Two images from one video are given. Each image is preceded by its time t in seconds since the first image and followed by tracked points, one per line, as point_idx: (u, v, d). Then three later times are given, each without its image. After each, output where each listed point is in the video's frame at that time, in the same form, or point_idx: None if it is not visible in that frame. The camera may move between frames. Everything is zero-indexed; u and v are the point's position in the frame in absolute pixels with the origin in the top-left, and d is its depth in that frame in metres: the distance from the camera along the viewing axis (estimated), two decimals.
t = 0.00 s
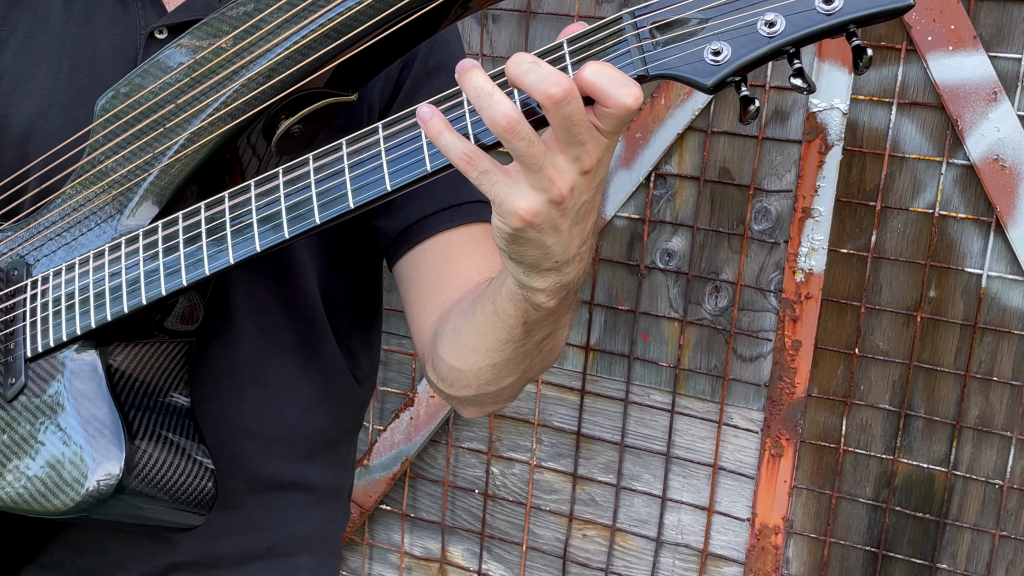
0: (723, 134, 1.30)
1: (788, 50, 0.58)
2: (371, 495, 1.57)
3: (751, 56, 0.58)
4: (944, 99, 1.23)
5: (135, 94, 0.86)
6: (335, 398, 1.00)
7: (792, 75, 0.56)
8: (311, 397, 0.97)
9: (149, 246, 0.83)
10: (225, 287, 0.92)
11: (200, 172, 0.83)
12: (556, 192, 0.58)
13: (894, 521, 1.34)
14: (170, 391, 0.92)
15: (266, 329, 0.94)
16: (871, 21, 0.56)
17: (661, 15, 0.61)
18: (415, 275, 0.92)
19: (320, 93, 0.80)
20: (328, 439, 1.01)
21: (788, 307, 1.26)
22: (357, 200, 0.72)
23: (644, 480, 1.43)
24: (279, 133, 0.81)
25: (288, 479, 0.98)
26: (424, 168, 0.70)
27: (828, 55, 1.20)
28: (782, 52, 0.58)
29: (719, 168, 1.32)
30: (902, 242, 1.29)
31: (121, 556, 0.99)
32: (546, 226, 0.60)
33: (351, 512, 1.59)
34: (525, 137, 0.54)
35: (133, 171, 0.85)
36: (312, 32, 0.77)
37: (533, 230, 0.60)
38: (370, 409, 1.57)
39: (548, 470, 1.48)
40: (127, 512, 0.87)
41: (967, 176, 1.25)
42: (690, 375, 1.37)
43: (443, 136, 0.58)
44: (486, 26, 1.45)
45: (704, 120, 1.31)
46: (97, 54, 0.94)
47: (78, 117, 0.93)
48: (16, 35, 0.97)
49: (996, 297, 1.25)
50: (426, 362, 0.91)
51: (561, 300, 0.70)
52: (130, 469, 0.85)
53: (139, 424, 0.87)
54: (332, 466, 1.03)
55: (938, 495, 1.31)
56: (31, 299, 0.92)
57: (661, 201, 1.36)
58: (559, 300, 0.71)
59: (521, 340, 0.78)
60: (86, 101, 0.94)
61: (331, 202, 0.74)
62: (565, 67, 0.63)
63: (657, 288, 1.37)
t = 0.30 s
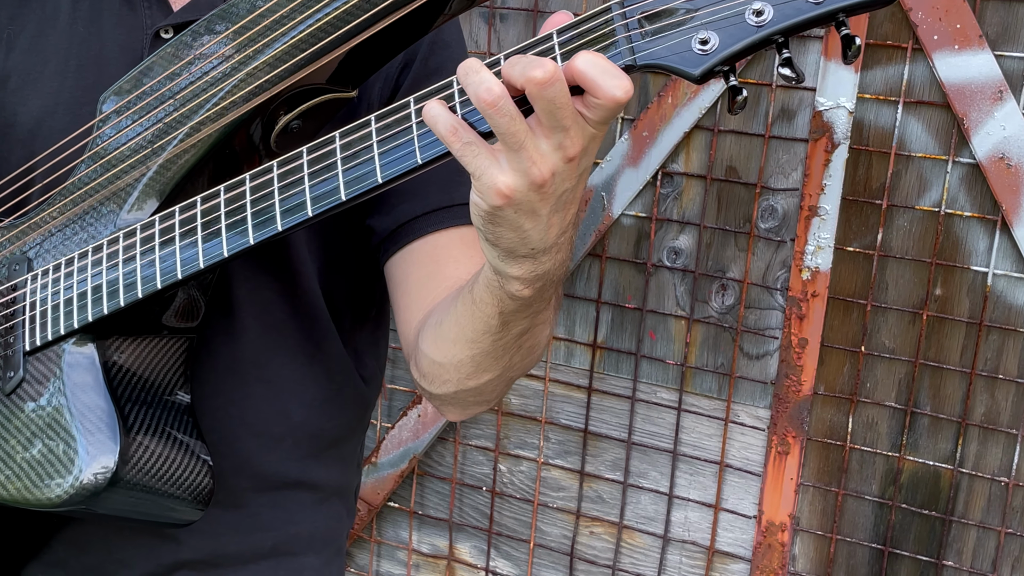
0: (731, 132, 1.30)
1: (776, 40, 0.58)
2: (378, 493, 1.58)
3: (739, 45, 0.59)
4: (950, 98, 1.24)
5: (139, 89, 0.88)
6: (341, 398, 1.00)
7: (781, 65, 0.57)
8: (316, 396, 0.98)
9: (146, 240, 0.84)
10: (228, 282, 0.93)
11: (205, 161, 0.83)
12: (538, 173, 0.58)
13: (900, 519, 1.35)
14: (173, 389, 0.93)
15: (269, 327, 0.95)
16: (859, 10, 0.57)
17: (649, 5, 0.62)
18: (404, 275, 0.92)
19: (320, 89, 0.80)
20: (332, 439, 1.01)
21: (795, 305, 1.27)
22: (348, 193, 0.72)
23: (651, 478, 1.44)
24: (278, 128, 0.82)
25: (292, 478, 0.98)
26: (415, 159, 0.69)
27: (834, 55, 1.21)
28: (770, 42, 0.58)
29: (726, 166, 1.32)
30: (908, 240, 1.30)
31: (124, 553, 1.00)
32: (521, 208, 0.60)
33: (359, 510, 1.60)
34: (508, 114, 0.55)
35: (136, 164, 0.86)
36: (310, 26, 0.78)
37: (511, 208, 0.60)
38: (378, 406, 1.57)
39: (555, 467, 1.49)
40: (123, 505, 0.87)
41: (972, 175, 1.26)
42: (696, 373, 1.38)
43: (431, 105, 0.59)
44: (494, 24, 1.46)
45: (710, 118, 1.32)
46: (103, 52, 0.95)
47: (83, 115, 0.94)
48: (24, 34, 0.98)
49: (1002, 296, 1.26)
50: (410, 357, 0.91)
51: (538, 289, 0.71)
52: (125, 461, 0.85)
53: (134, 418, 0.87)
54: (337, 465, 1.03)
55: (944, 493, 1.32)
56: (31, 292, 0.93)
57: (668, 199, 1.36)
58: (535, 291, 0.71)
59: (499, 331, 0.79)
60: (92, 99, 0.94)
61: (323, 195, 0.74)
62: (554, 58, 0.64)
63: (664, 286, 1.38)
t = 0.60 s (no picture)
0: (737, 131, 1.31)
1: (782, 35, 0.58)
2: (387, 489, 1.59)
3: (744, 40, 0.59)
4: (956, 97, 1.24)
5: (145, 86, 0.88)
6: (346, 393, 1.00)
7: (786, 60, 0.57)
8: (323, 392, 0.98)
9: (156, 237, 0.85)
10: (235, 280, 0.93)
11: (213, 159, 0.84)
12: (547, 169, 0.59)
13: (907, 516, 1.35)
14: (183, 383, 0.94)
15: (275, 323, 0.95)
16: (863, 5, 0.57)
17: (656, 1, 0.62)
18: (414, 268, 0.92)
19: (327, 85, 0.81)
20: (338, 434, 1.01)
21: (802, 303, 1.27)
22: (357, 188, 0.73)
23: (658, 475, 1.44)
24: (285, 125, 0.82)
25: (297, 473, 0.99)
26: (424, 155, 0.70)
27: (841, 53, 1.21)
28: (776, 37, 0.58)
29: (732, 165, 1.33)
30: (914, 239, 1.30)
31: (130, 550, 1.00)
32: (531, 203, 0.61)
33: (367, 506, 1.61)
34: (516, 111, 0.55)
35: (143, 160, 0.86)
36: (316, 24, 0.78)
37: (520, 204, 0.61)
38: (386, 403, 1.58)
39: (562, 464, 1.50)
40: (134, 500, 0.88)
41: (978, 173, 1.26)
42: (703, 370, 1.38)
43: (439, 103, 0.60)
44: (502, 23, 1.47)
45: (717, 117, 1.32)
46: (110, 50, 0.95)
47: (90, 113, 0.94)
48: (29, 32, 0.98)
49: (1007, 294, 1.26)
50: (422, 350, 0.91)
51: (550, 282, 0.71)
52: (137, 456, 0.85)
53: (145, 414, 0.88)
54: (342, 460, 1.04)
55: (950, 490, 1.32)
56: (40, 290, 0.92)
57: (675, 197, 1.37)
58: (548, 284, 0.72)
59: (509, 324, 0.80)
60: (99, 97, 0.95)
61: (332, 189, 0.74)
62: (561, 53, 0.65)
63: (671, 284, 1.38)
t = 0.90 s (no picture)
0: (743, 130, 1.32)
1: (793, 36, 0.59)
2: (394, 488, 1.59)
3: (756, 42, 0.60)
4: (962, 95, 1.24)
5: (155, 88, 0.89)
6: (353, 391, 1.01)
7: (798, 61, 0.57)
8: (330, 390, 0.99)
9: (167, 235, 0.84)
10: (242, 279, 0.93)
11: (222, 160, 0.84)
12: (559, 168, 0.59)
13: (912, 513, 1.36)
14: (188, 380, 0.93)
15: (282, 323, 0.96)
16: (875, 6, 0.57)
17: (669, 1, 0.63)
18: (423, 266, 0.93)
19: (339, 86, 0.81)
20: (345, 432, 1.02)
21: (808, 301, 1.28)
22: (371, 185, 0.73)
23: (664, 473, 1.45)
24: (296, 125, 0.83)
25: (304, 471, 0.99)
26: (438, 154, 0.70)
27: (847, 52, 1.22)
28: (788, 38, 0.59)
29: (739, 163, 1.33)
30: (920, 237, 1.31)
31: (136, 549, 1.00)
32: (544, 203, 0.61)
33: (374, 504, 1.61)
34: (528, 112, 0.56)
35: (156, 158, 0.87)
36: (330, 23, 0.79)
37: (533, 203, 0.61)
38: (393, 401, 1.58)
39: (569, 462, 1.50)
40: (145, 496, 0.87)
41: (984, 172, 1.26)
42: (710, 368, 1.39)
43: (452, 102, 0.60)
44: (509, 23, 1.47)
45: (723, 116, 1.33)
46: (117, 51, 0.95)
47: (97, 114, 0.95)
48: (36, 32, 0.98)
49: (1013, 292, 1.26)
50: (432, 347, 0.91)
51: (564, 280, 0.72)
52: (147, 454, 0.85)
53: (155, 411, 0.87)
54: (348, 458, 1.04)
55: (956, 487, 1.33)
56: (50, 289, 0.93)
57: (682, 196, 1.37)
58: (563, 281, 0.72)
59: (523, 321, 0.80)
60: (106, 98, 0.95)
61: (346, 187, 0.75)
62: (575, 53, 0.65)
63: (677, 283, 1.39)
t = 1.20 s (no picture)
0: (750, 128, 1.32)
1: (810, 34, 0.60)
2: (402, 485, 1.60)
3: (773, 38, 0.60)
4: (967, 94, 1.25)
5: (167, 87, 0.89)
6: (362, 387, 1.01)
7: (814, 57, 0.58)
8: (339, 387, 0.99)
9: (183, 233, 0.85)
10: (253, 279, 0.93)
11: (236, 159, 0.86)
12: (529, 214, 0.59)
13: (918, 510, 1.36)
14: (204, 376, 0.93)
15: (291, 320, 0.96)
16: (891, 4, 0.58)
17: None
18: (427, 272, 0.91)
19: (353, 83, 0.82)
20: (354, 430, 1.02)
21: (814, 299, 1.28)
22: (389, 182, 0.73)
23: (671, 470, 1.45)
24: (310, 122, 0.83)
25: (313, 468, 0.99)
26: (456, 151, 0.71)
27: (853, 50, 1.22)
28: (805, 35, 0.59)
29: (745, 162, 1.33)
30: (926, 235, 1.31)
31: (144, 546, 1.00)
32: (515, 242, 0.60)
33: (382, 501, 1.62)
34: (514, 153, 0.56)
35: (168, 158, 0.87)
36: (345, 22, 0.79)
37: (503, 237, 0.61)
38: (401, 399, 1.59)
39: (576, 459, 1.51)
40: (162, 493, 0.87)
41: (989, 170, 1.27)
42: (716, 366, 1.39)
43: (460, 115, 0.59)
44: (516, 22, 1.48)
45: (730, 115, 1.34)
46: (128, 49, 0.96)
47: (108, 112, 0.95)
48: (47, 30, 0.98)
49: (1019, 290, 1.27)
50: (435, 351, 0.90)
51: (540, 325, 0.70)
52: (164, 451, 0.84)
53: (172, 407, 0.88)
54: (357, 456, 1.04)
55: (961, 485, 1.33)
56: (65, 287, 0.93)
57: (688, 194, 1.38)
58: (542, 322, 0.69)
59: (505, 350, 0.78)
60: (117, 96, 0.95)
61: (364, 184, 0.75)
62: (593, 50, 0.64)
63: (684, 281, 1.39)
